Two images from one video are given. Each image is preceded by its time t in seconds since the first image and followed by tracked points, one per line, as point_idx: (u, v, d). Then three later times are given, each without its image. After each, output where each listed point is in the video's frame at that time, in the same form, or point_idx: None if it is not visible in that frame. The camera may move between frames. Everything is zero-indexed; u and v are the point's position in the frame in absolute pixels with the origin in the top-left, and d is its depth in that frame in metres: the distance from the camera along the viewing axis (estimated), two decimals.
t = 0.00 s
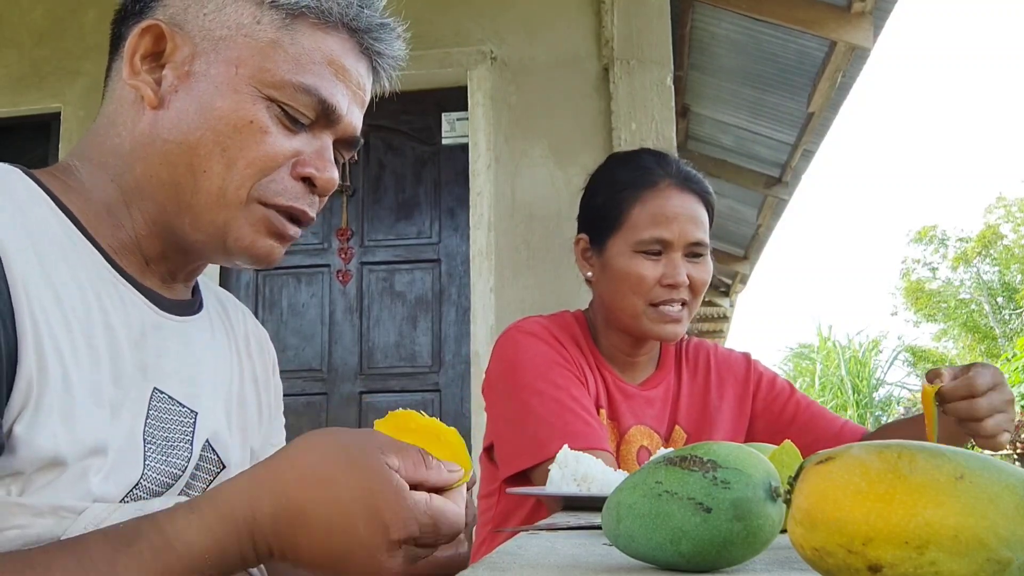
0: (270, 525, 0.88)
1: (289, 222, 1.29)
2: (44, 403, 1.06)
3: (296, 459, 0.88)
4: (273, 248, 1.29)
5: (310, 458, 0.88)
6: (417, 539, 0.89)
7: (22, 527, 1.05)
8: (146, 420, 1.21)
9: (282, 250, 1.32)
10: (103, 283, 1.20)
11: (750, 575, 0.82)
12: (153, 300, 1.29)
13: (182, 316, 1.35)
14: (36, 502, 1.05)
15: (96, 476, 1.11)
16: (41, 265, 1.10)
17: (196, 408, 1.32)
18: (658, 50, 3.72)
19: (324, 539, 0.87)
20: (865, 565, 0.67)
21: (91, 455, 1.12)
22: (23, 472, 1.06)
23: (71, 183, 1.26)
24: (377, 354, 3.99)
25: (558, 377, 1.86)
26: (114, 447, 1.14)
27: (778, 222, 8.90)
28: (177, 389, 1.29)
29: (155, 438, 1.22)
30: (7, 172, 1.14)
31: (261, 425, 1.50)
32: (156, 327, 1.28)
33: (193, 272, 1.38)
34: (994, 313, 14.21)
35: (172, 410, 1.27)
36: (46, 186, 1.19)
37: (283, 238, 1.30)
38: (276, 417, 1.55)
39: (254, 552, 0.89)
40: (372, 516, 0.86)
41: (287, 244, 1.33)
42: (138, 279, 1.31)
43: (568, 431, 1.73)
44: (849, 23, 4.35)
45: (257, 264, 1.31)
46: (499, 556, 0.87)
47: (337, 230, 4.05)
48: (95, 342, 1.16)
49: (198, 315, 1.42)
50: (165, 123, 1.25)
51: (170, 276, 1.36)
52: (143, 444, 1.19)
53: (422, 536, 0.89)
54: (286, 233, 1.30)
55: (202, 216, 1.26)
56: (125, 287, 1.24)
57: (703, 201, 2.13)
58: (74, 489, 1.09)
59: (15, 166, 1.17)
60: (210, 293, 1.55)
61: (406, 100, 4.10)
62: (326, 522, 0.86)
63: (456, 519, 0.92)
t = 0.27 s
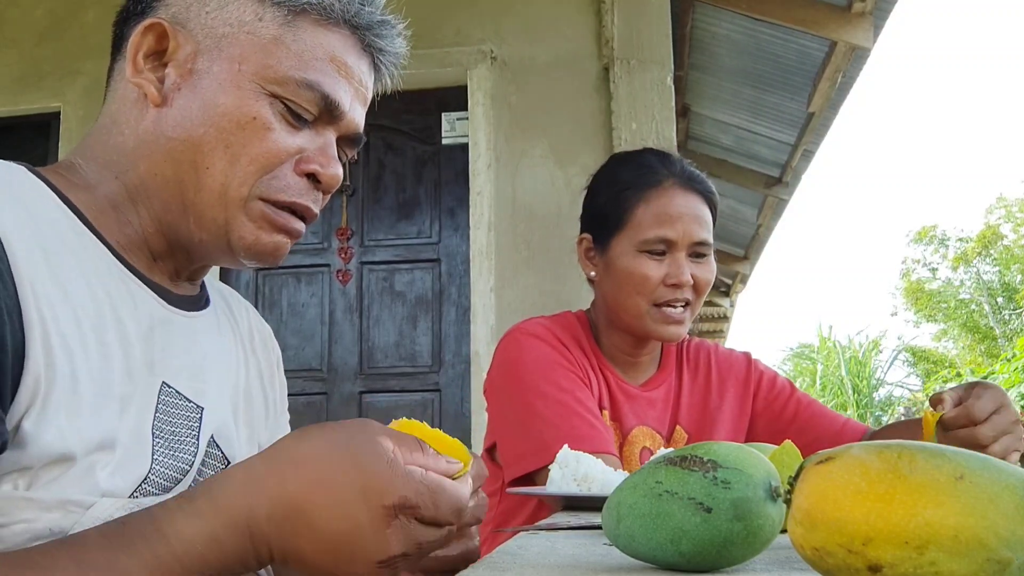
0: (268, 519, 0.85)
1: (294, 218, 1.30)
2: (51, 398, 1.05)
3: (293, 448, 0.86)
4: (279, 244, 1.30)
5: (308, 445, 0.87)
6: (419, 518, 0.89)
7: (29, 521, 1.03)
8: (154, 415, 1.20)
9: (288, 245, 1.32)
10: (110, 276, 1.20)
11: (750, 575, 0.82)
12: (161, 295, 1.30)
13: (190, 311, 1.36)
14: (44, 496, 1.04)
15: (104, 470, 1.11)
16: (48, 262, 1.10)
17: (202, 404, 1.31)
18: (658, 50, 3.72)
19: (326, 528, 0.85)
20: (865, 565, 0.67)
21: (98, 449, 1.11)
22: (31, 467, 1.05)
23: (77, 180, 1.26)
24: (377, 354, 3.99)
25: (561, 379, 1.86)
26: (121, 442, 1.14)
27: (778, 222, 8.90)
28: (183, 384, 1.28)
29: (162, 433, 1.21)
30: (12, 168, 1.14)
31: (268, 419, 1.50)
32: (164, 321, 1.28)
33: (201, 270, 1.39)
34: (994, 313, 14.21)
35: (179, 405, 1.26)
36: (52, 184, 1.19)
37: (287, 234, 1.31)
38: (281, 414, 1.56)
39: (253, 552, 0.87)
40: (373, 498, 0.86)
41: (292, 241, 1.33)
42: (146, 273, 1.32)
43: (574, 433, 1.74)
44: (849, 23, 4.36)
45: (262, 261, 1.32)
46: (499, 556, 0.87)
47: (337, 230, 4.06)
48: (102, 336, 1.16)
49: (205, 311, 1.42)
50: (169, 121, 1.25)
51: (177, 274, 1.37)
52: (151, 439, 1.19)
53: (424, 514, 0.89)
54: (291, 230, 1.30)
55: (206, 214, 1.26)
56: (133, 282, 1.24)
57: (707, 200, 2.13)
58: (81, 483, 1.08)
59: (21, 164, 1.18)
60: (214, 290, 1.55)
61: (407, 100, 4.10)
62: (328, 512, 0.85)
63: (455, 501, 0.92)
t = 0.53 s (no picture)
0: (256, 494, 0.86)
1: (296, 202, 1.28)
2: (52, 397, 1.04)
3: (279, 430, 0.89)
4: (283, 230, 1.27)
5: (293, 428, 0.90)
6: (413, 482, 0.90)
7: (32, 519, 1.05)
8: (158, 413, 1.20)
9: (295, 232, 1.29)
10: (112, 274, 1.20)
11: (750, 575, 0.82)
12: (165, 293, 1.30)
13: (196, 308, 1.36)
14: (46, 494, 1.05)
15: (106, 468, 1.11)
16: (49, 262, 1.09)
17: (206, 401, 1.31)
18: (658, 50, 3.72)
19: (318, 493, 0.86)
20: (865, 565, 0.67)
21: (100, 447, 1.11)
22: (32, 465, 1.05)
23: (79, 179, 1.26)
24: (377, 354, 3.99)
25: (560, 381, 1.86)
26: (124, 440, 1.14)
27: (778, 222, 8.90)
28: (186, 383, 1.28)
29: (166, 432, 1.21)
30: (13, 166, 1.14)
31: (272, 417, 1.50)
32: (166, 320, 1.28)
33: (206, 266, 1.38)
34: (994, 313, 14.21)
35: (183, 403, 1.26)
36: (56, 184, 1.19)
37: (293, 222, 1.28)
38: (286, 412, 1.55)
39: (245, 535, 0.86)
40: (363, 460, 0.87)
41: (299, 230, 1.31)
42: (149, 271, 1.31)
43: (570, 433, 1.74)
44: (849, 23, 4.35)
45: (270, 251, 1.30)
46: (499, 556, 0.87)
47: (336, 230, 4.06)
48: (105, 334, 1.15)
49: (209, 309, 1.42)
50: (165, 114, 1.24)
51: (182, 271, 1.36)
52: (154, 438, 1.18)
53: (418, 476, 0.90)
54: (295, 215, 1.27)
55: (206, 205, 1.25)
56: (137, 280, 1.24)
57: (710, 201, 2.13)
58: (83, 482, 1.08)
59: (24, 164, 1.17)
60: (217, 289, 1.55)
61: (406, 100, 4.10)
62: (318, 478, 0.86)
63: (447, 466, 0.93)
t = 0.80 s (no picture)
0: (256, 507, 0.86)
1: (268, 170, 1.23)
2: (51, 403, 1.02)
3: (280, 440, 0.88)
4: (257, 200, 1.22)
5: (291, 437, 0.89)
6: (419, 500, 0.89)
7: (31, 527, 1.02)
8: (158, 418, 1.19)
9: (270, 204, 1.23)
10: (111, 277, 1.18)
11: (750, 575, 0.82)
12: (163, 295, 1.28)
13: (194, 313, 1.34)
14: (45, 502, 1.02)
15: (105, 475, 1.09)
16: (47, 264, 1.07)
17: (207, 405, 1.30)
18: (658, 49, 3.72)
19: (322, 507, 0.85)
20: (865, 566, 0.67)
21: (99, 454, 1.09)
22: (30, 473, 1.03)
23: (79, 178, 1.23)
24: (377, 354, 3.99)
25: (556, 383, 1.85)
26: (123, 446, 1.12)
27: (778, 221, 8.91)
28: (187, 386, 1.27)
29: (166, 437, 1.20)
30: (13, 168, 1.12)
31: (272, 420, 1.50)
32: (166, 323, 1.26)
33: (202, 261, 1.34)
34: (994, 312, 14.21)
35: (184, 407, 1.25)
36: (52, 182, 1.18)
37: (268, 190, 1.23)
38: (287, 416, 1.56)
39: (244, 547, 0.86)
40: (369, 475, 0.86)
41: (284, 205, 1.26)
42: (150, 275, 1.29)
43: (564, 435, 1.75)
44: (849, 23, 4.36)
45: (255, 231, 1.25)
46: (499, 556, 0.87)
47: (336, 230, 4.05)
48: (102, 339, 1.13)
49: (208, 312, 1.40)
50: (134, 97, 1.23)
51: (181, 269, 1.33)
52: (155, 443, 1.17)
53: (424, 492, 0.89)
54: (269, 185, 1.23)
55: (180, 184, 1.21)
56: (134, 283, 1.22)
57: (709, 202, 2.13)
58: (82, 489, 1.06)
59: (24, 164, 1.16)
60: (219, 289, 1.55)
61: (406, 99, 4.10)
62: (322, 492, 0.86)
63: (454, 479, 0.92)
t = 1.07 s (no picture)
0: (254, 528, 0.84)
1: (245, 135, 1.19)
2: (41, 408, 1.01)
3: (278, 458, 0.86)
4: (238, 166, 1.18)
5: (289, 454, 0.86)
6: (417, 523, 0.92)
7: (23, 533, 1.01)
8: (153, 421, 1.18)
9: (252, 169, 1.19)
10: (104, 279, 1.16)
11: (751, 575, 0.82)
12: (157, 296, 1.25)
13: (188, 313, 1.32)
14: (37, 508, 1.01)
15: (98, 479, 1.07)
16: (39, 267, 1.06)
17: (204, 407, 1.30)
18: (658, 49, 3.72)
19: (324, 533, 0.86)
20: (865, 565, 0.67)
21: (91, 459, 1.08)
22: (22, 479, 1.02)
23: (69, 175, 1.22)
24: (377, 354, 3.99)
25: (550, 386, 1.85)
26: (117, 451, 1.10)
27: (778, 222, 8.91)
28: (186, 388, 1.26)
29: (162, 440, 1.18)
30: (7, 168, 1.11)
31: (272, 422, 1.50)
32: (161, 324, 1.24)
33: (195, 249, 1.31)
34: (994, 312, 14.22)
35: (181, 409, 1.24)
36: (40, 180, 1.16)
37: (252, 155, 1.19)
38: (289, 417, 1.56)
39: (239, 566, 0.85)
40: (373, 501, 0.88)
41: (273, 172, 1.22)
42: (142, 274, 1.26)
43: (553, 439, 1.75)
44: (849, 23, 4.36)
45: (244, 202, 1.21)
46: (499, 556, 0.87)
47: (336, 230, 4.05)
48: (96, 343, 1.12)
49: (205, 313, 1.38)
50: (107, 86, 1.22)
51: (175, 260, 1.30)
52: (150, 446, 1.16)
53: (423, 518, 0.92)
54: (245, 149, 1.19)
55: (157, 164, 1.17)
56: (129, 285, 1.20)
57: (706, 199, 2.13)
58: (75, 494, 1.05)
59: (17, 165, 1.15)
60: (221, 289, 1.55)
61: (405, 99, 4.10)
62: (324, 516, 0.86)
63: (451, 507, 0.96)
